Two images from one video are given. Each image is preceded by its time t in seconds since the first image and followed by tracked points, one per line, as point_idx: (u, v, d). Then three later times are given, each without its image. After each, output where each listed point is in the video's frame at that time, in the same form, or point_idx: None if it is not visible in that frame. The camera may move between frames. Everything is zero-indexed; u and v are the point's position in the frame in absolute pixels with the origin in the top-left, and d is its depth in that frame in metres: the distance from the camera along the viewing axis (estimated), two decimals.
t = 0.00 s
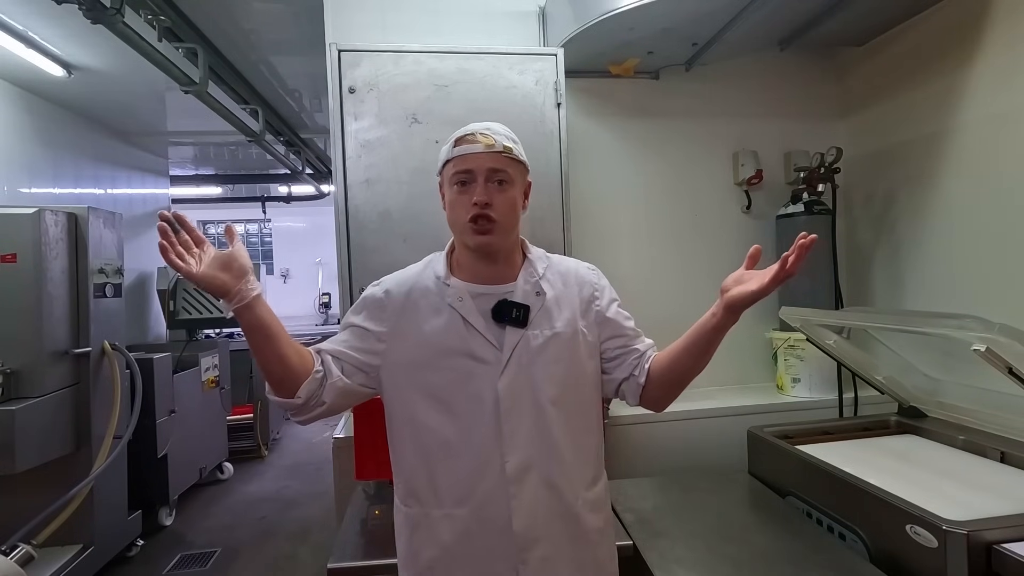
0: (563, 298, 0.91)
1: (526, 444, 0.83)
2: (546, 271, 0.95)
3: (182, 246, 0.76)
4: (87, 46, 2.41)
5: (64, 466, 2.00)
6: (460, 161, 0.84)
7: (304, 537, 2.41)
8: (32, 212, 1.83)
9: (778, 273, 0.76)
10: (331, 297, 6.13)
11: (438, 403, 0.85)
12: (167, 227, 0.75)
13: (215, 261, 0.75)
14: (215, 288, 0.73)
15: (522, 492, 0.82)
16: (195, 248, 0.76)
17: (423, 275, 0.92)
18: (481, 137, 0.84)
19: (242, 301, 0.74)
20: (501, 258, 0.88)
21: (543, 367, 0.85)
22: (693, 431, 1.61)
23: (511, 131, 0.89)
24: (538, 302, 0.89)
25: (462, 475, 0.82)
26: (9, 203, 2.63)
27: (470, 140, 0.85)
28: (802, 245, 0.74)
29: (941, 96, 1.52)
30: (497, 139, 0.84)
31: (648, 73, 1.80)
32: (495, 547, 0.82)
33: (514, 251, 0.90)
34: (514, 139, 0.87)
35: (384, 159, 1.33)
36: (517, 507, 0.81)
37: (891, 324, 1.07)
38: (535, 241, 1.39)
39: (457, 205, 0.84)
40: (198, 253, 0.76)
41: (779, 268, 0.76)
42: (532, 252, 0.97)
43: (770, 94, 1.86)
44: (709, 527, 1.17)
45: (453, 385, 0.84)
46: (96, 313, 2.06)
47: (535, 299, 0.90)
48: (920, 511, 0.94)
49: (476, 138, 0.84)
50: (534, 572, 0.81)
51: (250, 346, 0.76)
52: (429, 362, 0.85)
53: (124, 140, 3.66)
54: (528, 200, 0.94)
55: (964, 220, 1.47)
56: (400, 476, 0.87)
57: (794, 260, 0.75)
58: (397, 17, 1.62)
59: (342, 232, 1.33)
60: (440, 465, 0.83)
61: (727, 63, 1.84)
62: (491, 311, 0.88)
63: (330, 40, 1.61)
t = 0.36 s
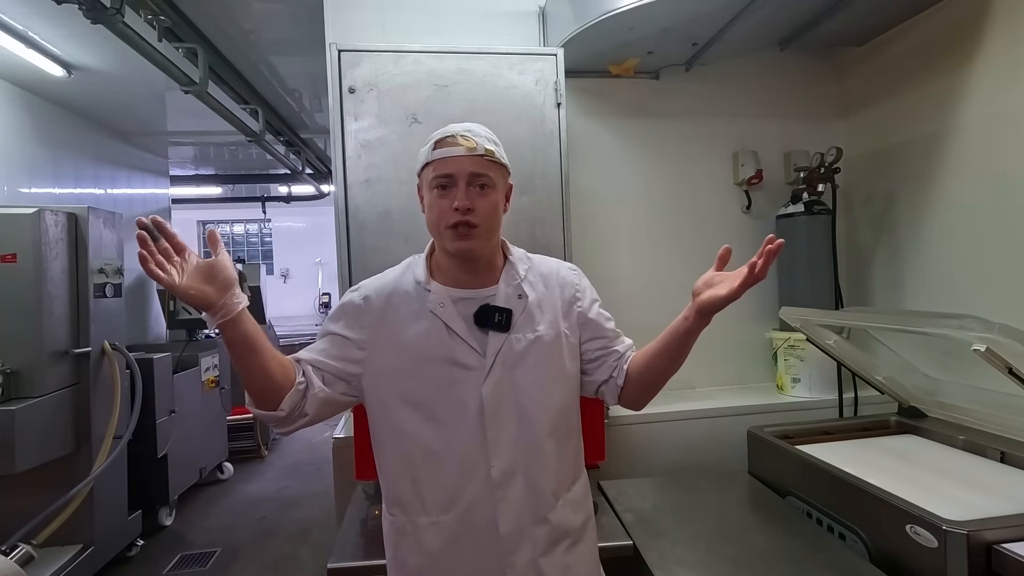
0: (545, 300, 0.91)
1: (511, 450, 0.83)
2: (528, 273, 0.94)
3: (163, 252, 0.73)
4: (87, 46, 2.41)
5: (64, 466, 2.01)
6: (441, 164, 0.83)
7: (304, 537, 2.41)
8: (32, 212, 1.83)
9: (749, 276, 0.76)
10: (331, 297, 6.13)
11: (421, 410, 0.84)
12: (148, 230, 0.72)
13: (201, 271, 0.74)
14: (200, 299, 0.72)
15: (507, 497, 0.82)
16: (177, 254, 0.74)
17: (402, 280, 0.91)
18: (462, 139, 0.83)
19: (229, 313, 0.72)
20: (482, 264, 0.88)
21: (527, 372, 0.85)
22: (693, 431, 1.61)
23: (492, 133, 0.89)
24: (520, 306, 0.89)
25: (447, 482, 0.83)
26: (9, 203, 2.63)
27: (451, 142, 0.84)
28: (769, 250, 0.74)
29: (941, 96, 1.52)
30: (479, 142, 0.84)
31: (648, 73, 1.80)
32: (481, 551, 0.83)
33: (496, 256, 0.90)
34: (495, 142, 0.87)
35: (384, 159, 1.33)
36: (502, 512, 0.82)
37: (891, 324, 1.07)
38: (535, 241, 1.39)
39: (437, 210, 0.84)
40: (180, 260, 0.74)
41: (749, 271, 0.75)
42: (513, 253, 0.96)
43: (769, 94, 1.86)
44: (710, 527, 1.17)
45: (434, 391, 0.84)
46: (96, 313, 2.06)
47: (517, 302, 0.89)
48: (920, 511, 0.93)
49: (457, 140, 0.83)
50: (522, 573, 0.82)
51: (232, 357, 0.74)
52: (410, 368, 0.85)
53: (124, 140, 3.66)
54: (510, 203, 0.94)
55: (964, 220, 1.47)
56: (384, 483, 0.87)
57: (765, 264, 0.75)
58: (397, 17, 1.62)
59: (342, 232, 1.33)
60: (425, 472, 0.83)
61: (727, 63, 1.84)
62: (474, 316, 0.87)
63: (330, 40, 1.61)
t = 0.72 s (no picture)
0: (543, 302, 0.91)
1: (508, 452, 0.84)
2: (525, 274, 0.94)
3: (162, 249, 0.71)
4: (87, 46, 2.41)
5: (64, 466, 2.01)
6: (441, 163, 0.83)
7: (304, 537, 2.41)
8: (32, 212, 1.83)
9: (741, 276, 0.75)
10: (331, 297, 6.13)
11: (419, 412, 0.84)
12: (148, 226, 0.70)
13: (202, 273, 0.73)
14: (202, 302, 0.71)
15: (505, 500, 0.83)
16: (176, 252, 0.72)
17: (399, 280, 0.91)
18: (463, 139, 0.83)
19: (231, 318, 0.72)
20: (479, 265, 0.88)
21: (524, 375, 0.85)
22: (693, 431, 1.61)
23: (494, 133, 0.89)
24: (518, 307, 0.89)
25: (445, 485, 0.83)
26: (9, 203, 2.63)
27: (451, 141, 0.84)
28: (760, 250, 0.74)
29: (941, 96, 1.52)
30: (480, 142, 0.84)
31: (648, 73, 1.80)
32: (479, 554, 0.83)
33: (493, 258, 0.90)
34: (496, 142, 0.87)
35: (384, 160, 1.33)
36: (500, 515, 0.82)
37: (892, 325, 1.07)
38: (535, 241, 1.39)
39: (436, 209, 0.83)
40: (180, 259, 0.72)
41: (740, 271, 0.75)
42: (511, 254, 0.96)
43: (770, 94, 1.86)
44: (710, 527, 1.17)
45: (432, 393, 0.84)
46: (96, 313, 2.06)
47: (515, 304, 0.89)
48: (920, 511, 0.93)
49: (458, 140, 0.83)
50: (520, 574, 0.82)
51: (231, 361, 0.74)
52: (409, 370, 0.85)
53: (124, 140, 3.66)
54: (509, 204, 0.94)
55: (963, 220, 1.47)
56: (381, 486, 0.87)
57: (756, 264, 0.74)
58: (397, 17, 1.62)
59: (342, 232, 1.33)
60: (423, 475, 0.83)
61: (727, 64, 1.84)
62: (472, 317, 0.87)
63: (330, 40, 1.61)
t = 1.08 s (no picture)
0: (570, 299, 0.90)
1: (527, 453, 0.83)
2: (554, 271, 0.93)
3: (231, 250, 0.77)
4: (87, 46, 2.41)
5: (64, 466, 2.01)
6: (477, 158, 0.83)
7: (304, 537, 2.41)
8: (32, 212, 1.83)
9: (774, 316, 0.74)
10: (331, 297, 6.13)
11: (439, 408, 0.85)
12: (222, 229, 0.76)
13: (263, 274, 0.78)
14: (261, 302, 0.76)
15: (521, 502, 0.82)
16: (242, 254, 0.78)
17: (427, 274, 0.91)
18: (496, 133, 0.83)
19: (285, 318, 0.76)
20: (511, 260, 0.88)
21: (545, 374, 0.84)
22: (693, 431, 1.61)
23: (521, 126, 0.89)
24: (544, 304, 0.88)
25: (463, 482, 0.83)
26: (9, 203, 2.63)
27: (484, 135, 0.84)
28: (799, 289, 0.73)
29: (942, 96, 1.52)
30: (513, 136, 0.84)
31: (648, 73, 1.80)
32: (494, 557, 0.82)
33: (523, 253, 0.90)
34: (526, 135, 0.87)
35: (384, 160, 1.33)
36: (516, 515, 0.81)
37: (892, 325, 1.07)
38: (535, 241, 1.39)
39: (472, 204, 0.83)
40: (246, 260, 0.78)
41: (773, 309, 0.74)
42: (539, 250, 0.96)
43: (770, 95, 1.86)
44: (710, 527, 1.17)
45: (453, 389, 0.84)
46: (96, 313, 2.06)
47: (541, 301, 0.88)
48: (920, 511, 0.94)
49: (492, 133, 0.83)
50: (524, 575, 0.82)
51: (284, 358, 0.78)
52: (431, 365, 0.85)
53: (124, 140, 3.66)
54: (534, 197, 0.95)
55: (964, 220, 1.47)
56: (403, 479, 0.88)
57: (790, 306, 0.73)
58: (397, 17, 1.62)
59: (342, 232, 1.33)
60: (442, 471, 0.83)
61: (727, 64, 1.84)
62: (495, 312, 0.87)
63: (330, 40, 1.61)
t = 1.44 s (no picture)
0: (578, 306, 0.88)
1: (528, 466, 0.82)
2: (565, 275, 0.92)
3: (224, 267, 0.75)
4: (87, 46, 2.41)
5: (64, 466, 2.00)
6: (477, 154, 0.82)
7: (304, 537, 2.41)
8: (32, 212, 1.83)
9: (794, 345, 0.67)
10: (331, 297, 6.13)
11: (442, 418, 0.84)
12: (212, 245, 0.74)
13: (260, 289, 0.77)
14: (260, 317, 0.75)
15: (520, 515, 0.82)
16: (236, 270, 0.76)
17: (432, 276, 0.91)
18: (498, 127, 0.83)
19: (287, 331, 0.76)
20: (516, 260, 0.87)
21: (547, 386, 0.84)
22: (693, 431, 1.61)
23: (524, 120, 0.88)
24: (551, 312, 0.87)
25: (463, 492, 0.83)
26: (9, 203, 2.63)
27: (486, 130, 0.83)
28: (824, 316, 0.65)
29: (942, 96, 1.52)
30: (515, 130, 0.83)
31: (648, 73, 1.80)
32: (492, 568, 0.82)
33: (529, 253, 0.89)
34: (529, 129, 0.86)
35: (384, 160, 1.33)
36: (514, 528, 0.81)
37: (892, 325, 1.07)
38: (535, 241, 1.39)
39: (473, 203, 0.83)
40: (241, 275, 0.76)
41: (791, 336, 0.67)
42: (548, 250, 0.95)
43: (770, 95, 1.86)
44: (710, 527, 1.17)
45: (455, 399, 0.84)
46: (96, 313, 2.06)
47: (548, 308, 0.87)
48: (920, 511, 0.93)
49: (494, 128, 0.83)
50: None
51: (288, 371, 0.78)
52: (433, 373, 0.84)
53: (124, 140, 3.66)
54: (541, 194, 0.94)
55: (964, 221, 1.47)
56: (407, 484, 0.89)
57: (812, 335, 0.66)
58: (396, 17, 1.62)
59: (342, 232, 1.33)
60: (444, 479, 0.84)
61: (727, 64, 1.84)
62: (498, 318, 0.87)
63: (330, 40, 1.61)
